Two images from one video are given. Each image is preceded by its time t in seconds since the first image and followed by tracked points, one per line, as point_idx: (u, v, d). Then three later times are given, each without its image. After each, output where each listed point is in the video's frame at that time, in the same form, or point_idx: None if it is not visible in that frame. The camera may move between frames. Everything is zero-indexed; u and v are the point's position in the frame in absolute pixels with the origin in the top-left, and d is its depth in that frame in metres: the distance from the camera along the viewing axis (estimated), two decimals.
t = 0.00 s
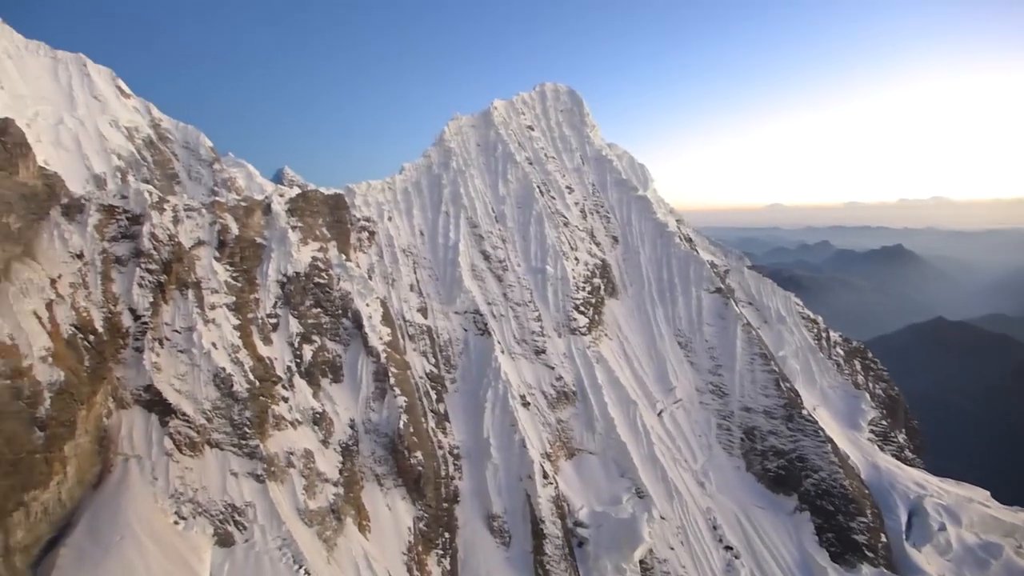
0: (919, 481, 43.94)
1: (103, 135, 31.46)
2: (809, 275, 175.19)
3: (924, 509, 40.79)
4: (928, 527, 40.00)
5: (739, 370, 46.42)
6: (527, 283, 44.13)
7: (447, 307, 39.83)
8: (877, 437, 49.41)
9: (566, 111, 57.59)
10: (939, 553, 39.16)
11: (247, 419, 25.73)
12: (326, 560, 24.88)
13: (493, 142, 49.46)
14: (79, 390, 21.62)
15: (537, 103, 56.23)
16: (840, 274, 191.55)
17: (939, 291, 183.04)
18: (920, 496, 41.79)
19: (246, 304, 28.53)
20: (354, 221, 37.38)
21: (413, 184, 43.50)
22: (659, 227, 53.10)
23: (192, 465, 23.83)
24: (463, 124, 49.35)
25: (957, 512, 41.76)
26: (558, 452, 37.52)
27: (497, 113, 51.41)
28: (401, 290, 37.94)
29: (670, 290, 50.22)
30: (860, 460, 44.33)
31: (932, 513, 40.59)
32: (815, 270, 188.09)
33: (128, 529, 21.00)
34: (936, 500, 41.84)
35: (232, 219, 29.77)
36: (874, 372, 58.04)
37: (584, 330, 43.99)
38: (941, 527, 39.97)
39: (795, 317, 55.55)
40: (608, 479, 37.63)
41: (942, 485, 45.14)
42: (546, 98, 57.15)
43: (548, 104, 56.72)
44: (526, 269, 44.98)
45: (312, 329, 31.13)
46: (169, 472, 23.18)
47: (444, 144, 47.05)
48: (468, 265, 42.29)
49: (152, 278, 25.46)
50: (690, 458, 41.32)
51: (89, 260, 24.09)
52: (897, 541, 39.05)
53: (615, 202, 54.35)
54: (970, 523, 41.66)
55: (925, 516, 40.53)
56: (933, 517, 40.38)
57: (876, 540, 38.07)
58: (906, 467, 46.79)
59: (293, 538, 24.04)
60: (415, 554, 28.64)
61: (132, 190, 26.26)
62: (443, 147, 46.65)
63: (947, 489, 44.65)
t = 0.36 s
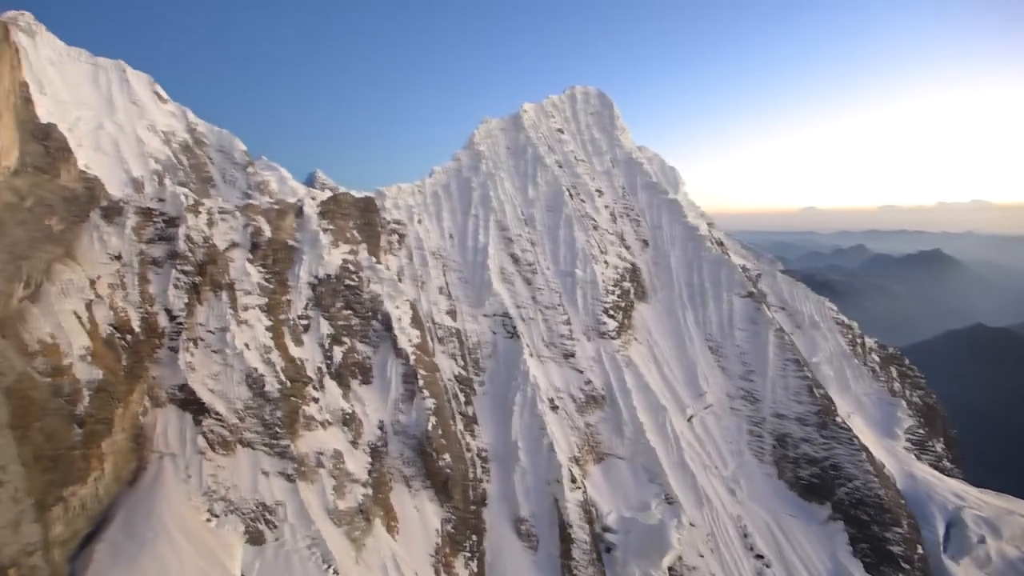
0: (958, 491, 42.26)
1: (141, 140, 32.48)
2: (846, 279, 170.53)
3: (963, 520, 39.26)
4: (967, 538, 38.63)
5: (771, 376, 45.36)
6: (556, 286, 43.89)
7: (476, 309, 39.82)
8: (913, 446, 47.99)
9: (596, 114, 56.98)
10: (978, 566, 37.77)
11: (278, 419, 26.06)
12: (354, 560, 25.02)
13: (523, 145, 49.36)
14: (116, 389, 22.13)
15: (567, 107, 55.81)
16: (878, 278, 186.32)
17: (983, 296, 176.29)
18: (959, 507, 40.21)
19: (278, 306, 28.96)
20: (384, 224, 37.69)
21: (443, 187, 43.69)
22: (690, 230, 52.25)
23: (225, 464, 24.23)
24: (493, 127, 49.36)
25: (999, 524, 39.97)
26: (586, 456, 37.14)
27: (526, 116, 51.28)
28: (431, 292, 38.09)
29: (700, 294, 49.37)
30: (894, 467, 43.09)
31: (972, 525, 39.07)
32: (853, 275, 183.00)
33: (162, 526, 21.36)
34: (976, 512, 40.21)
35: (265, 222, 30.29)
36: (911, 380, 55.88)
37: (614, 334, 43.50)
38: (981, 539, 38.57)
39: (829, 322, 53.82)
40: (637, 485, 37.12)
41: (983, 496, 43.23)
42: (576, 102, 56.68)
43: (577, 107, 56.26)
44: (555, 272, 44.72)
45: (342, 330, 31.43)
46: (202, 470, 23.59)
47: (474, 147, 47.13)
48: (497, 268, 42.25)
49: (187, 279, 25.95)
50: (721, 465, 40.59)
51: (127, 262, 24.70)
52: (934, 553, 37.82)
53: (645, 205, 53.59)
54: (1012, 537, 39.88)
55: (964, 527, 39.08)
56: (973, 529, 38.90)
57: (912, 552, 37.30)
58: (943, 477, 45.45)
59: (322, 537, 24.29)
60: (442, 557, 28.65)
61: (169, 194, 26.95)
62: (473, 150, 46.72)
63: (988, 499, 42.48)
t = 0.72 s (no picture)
0: (1004, 501, 40.16)
1: (179, 146, 33.46)
2: (887, 284, 165.44)
3: (1008, 532, 37.67)
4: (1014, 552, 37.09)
5: (806, 382, 44.02)
6: (586, 290, 43.49)
7: (507, 314, 39.70)
8: (954, 454, 46.34)
9: (627, 118, 56.10)
10: None
11: (310, 421, 26.33)
12: (384, 562, 25.09)
13: (554, 149, 49.10)
14: (154, 390, 22.61)
15: (598, 110, 55.13)
16: (920, 283, 180.34)
17: None
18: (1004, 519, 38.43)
19: (311, 309, 29.30)
20: (415, 228, 37.85)
21: (474, 192, 43.74)
22: (723, 234, 51.20)
23: (258, 465, 24.53)
24: (524, 132, 49.21)
25: None
26: (617, 462, 36.64)
27: (557, 120, 50.99)
28: (461, 296, 38.10)
29: (734, 299, 48.30)
30: (935, 478, 41.22)
31: (1017, 537, 37.44)
32: (895, 280, 177.28)
33: (197, 526, 21.71)
34: None
35: (298, 226, 30.74)
36: (952, 386, 53.53)
37: (645, 339, 42.88)
38: None
39: (866, 327, 51.99)
40: (669, 492, 36.45)
41: None
42: (606, 105, 55.80)
43: (608, 110, 55.53)
44: (586, 276, 44.33)
45: (373, 334, 31.64)
46: (236, 471, 23.95)
47: (505, 151, 47.05)
48: (527, 272, 42.08)
49: (223, 282, 26.42)
50: (754, 472, 39.68)
51: (165, 265, 25.29)
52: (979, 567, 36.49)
53: (677, 208, 52.68)
54: None
55: (1010, 540, 37.58)
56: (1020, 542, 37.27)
57: (954, 563, 35.71)
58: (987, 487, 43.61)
59: (352, 539, 24.42)
60: (471, 560, 28.56)
61: (206, 198, 27.59)
62: (504, 154, 46.66)
63: None
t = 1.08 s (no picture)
0: None
1: (210, 159, 34.11)
2: (921, 293, 161.20)
3: None
4: None
5: (838, 393, 43.34)
6: (613, 300, 43.04)
7: (533, 324, 39.49)
8: (993, 467, 44.55)
9: (653, 127, 55.55)
10: None
11: (338, 431, 26.44)
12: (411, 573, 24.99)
13: (580, 158, 48.79)
14: (184, 400, 22.86)
15: (623, 119, 54.52)
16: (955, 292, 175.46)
17: None
18: None
19: (338, 319, 29.47)
20: (442, 239, 37.89)
21: (500, 202, 43.66)
22: (751, 243, 50.30)
23: (286, 475, 24.60)
24: (549, 142, 48.97)
25: None
26: (645, 473, 35.95)
27: (583, 129, 50.64)
28: (487, 306, 37.96)
29: (763, 308, 47.27)
30: (972, 489, 40.94)
31: None
32: (930, 289, 172.57)
33: (227, 535, 21.89)
34: None
35: (326, 237, 31.02)
36: (988, 397, 51.55)
37: (673, 349, 42.25)
38: None
39: (898, 337, 50.63)
40: (698, 504, 35.66)
41: None
42: (632, 114, 55.34)
43: (634, 119, 54.94)
44: (613, 286, 43.89)
45: (400, 344, 31.65)
46: (264, 480, 24.01)
47: (530, 161, 46.88)
48: (554, 282, 41.80)
49: (252, 293, 26.76)
50: (785, 485, 38.57)
51: (196, 276, 25.60)
52: None
53: (704, 218, 51.94)
54: None
55: None
56: None
57: None
58: None
59: (379, 549, 24.40)
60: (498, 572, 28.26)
61: (235, 210, 28.05)
62: (529, 164, 46.49)
63: None
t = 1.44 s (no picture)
0: None
1: (230, 177, 34.64)
2: (944, 307, 158.26)
3: None
4: None
5: (859, 408, 42.45)
6: (630, 315, 42.77)
7: (550, 339, 39.33)
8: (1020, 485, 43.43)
9: (669, 141, 55.35)
10: None
11: (354, 446, 26.41)
12: None
13: (596, 173, 48.73)
14: (203, 414, 23.06)
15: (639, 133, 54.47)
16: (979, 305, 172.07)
17: None
18: None
19: (355, 335, 29.59)
20: (458, 254, 37.98)
21: (516, 217, 43.74)
22: (769, 257, 49.77)
23: (303, 490, 24.62)
24: (565, 157, 49.02)
25: None
26: (663, 489, 35.46)
27: (599, 144, 50.63)
28: (504, 321, 37.91)
29: (782, 322, 46.62)
30: (998, 508, 40.03)
31: None
32: (953, 302, 169.34)
33: (244, 550, 21.89)
34: None
35: (343, 253, 31.25)
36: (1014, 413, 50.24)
37: (690, 364, 41.80)
38: None
39: (920, 351, 49.58)
40: (718, 522, 35.07)
41: None
42: (648, 129, 55.26)
43: (650, 134, 54.82)
44: (629, 301, 43.63)
45: (417, 359, 31.65)
46: (281, 495, 24.06)
47: (546, 176, 46.93)
48: (570, 297, 41.67)
49: (270, 308, 26.99)
50: (806, 501, 37.84)
51: (215, 291, 25.92)
52: None
53: (721, 231, 51.49)
54: None
55: None
56: None
57: None
58: None
59: (395, 565, 24.28)
60: None
61: (254, 227, 28.42)
62: (546, 180, 46.56)
63: None
